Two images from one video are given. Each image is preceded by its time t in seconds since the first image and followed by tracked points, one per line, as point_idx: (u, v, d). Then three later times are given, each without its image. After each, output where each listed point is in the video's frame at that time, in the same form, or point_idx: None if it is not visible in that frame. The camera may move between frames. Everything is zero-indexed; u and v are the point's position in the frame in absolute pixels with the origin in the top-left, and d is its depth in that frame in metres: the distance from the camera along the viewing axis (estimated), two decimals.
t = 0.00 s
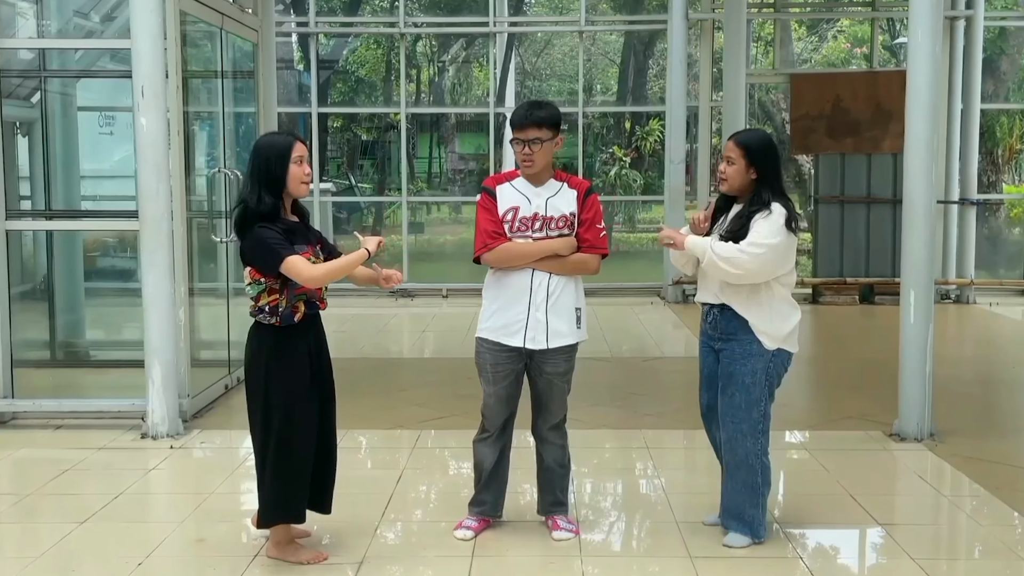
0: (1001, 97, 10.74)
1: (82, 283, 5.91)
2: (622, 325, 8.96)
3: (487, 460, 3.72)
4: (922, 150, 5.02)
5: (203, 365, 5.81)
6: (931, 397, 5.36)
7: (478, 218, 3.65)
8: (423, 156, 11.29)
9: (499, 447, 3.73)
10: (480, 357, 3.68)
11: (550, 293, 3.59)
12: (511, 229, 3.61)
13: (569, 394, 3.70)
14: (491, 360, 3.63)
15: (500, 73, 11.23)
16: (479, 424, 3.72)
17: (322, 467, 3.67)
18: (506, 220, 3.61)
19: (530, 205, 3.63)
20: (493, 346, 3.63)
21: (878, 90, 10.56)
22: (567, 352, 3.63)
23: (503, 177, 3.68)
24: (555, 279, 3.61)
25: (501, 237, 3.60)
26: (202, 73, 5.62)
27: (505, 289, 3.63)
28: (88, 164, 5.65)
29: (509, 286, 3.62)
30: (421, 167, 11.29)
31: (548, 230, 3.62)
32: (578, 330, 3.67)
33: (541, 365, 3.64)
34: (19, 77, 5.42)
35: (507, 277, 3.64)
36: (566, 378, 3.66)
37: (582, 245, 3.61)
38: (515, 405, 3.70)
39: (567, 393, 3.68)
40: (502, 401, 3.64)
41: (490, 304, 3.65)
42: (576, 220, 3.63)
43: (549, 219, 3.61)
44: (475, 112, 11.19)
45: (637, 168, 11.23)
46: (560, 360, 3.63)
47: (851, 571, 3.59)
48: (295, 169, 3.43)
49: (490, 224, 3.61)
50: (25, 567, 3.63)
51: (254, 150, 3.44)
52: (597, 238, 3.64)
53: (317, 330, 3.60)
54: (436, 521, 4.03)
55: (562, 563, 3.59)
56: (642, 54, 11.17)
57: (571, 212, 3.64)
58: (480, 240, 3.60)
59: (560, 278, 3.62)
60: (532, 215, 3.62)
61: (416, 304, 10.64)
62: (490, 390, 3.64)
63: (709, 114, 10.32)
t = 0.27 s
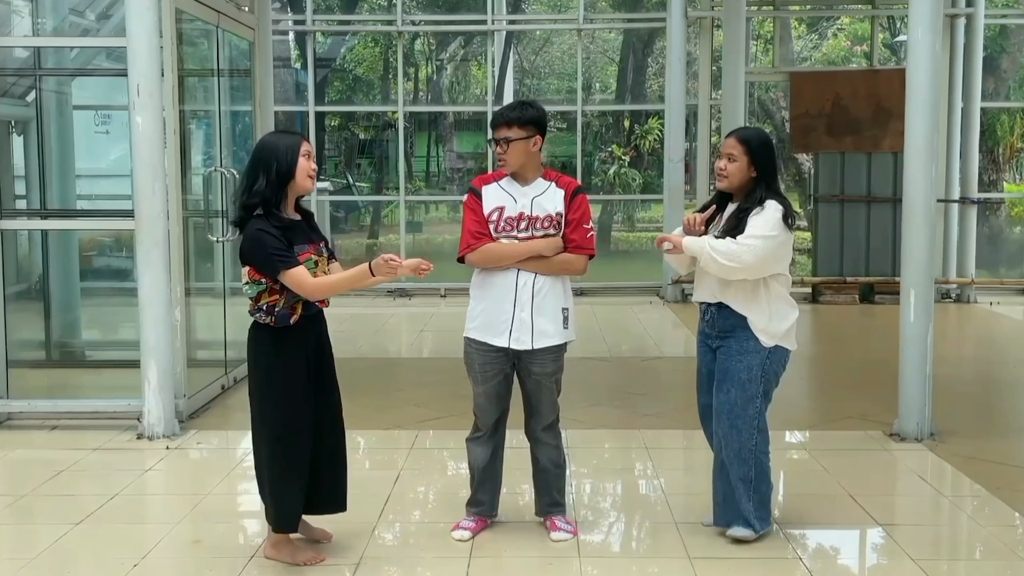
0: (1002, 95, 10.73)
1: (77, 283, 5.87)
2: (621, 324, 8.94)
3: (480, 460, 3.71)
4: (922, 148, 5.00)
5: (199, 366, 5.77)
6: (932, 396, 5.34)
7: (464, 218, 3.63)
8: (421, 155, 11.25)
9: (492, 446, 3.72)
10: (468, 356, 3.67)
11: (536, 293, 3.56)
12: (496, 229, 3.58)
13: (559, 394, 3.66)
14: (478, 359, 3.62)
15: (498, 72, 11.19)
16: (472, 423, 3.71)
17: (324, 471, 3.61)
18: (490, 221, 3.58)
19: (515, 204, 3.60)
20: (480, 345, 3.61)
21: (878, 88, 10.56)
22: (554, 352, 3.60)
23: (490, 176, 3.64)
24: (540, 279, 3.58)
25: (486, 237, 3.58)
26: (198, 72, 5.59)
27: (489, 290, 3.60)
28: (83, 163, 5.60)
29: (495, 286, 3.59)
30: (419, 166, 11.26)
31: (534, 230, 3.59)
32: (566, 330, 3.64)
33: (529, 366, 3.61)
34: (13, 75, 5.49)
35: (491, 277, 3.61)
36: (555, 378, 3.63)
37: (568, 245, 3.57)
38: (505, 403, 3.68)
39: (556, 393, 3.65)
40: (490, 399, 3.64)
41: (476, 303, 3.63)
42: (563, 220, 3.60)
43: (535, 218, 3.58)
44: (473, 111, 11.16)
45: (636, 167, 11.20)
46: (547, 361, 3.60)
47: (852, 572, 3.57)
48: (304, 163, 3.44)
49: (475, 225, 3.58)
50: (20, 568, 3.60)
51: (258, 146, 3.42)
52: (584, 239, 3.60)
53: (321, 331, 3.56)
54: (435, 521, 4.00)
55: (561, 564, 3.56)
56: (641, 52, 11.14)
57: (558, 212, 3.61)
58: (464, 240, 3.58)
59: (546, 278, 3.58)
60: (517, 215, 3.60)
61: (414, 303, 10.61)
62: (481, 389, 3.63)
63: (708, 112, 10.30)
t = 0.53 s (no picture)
0: (1003, 93, 10.71)
1: (72, 282, 5.83)
2: (621, 323, 8.90)
3: (474, 460, 3.68)
4: (923, 146, 4.97)
5: (196, 365, 5.73)
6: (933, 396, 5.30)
7: (452, 219, 3.60)
8: (419, 154, 11.21)
9: (486, 447, 3.69)
10: (458, 357, 3.64)
11: (524, 293, 3.53)
12: (484, 230, 3.56)
13: (549, 394, 3.62)
14: (469, 360, 3.59)
15: (497, 70, 11.16)
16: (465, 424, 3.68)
17: (329, 469, 3.58)
18: (479, 221, 3.56)
19: (504, 204, 3.57)
20: (470, 346, 3.59)
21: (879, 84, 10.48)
22: (544, 353, 3.56)
23: (479, 177, 3.62)
24: (528, 279, 3.54)
25: (474, 238, 3.55)
26: (194, 70, 5.55)
27: (478, 290, 3.57)
28: (79, 162, 5.55)
29: (483, 286, 3.56)
30: (417, 164, 11.22)
31: (522, 230, 3.55)
32: (556, 331, 3.60)
33: (518, 367, 3.57)
34: (8, 73, 5.52)
35: (481, 277, 3.57)
36: (545, 379, 3.59)
37: (556, 245, 3.53)
38: (498, 403, 3.65)
39: (546, 393, 3.61)
40: (481, 398, 3.61)
41: (466, 304, 3.60)
42: (551, 219, 3.56)
43: (523, 218, 3.54)
44: (471, 108, 11.13)
45: (635, 165, 11.17)
46: (537, 361, 3.56)
47: (853, 573, 3.53)
48: (315, 160, 3.42)
49: (463, 226, 3.56)
50: (13, 570, 3.57)
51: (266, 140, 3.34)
52: (573, 239, 3.56)
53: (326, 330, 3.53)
54: (433, 522, 3.97)
55: (559, 565, 3.52)
56: (640, 49, 11.10)
57: (546, 211, 3.57)
58: (451, 241, 3.56)
59: (534, 278, 3.54)
60: (505, 215, 3.56)
61: (412, 303, 10.57)
62: (472, 388, 3.61)
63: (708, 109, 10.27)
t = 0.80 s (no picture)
0: (1005, 89, 10.70)
1: (69, 281, 5.83)
2: (620, 322, 8.88)
3: (471, 460, 3.65)
4: (924, 143, 4.94)
5: (193, 365, 5.70)
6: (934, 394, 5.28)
7: (445, 215, 3.57)
8: (418, 152, 11.18)
9: (482, 446, 3.66)
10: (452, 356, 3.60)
11: (516, 292, 3.51)
12: (478, 227, 3.53)
13: (544, 393, 3.58)
14: (463, 359, 3.55)
15: (496, 67, 11.13)
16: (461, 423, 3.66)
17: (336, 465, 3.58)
18: (473, 218, 3.53)
19: (498, 202, 3.55)
20: (465, 345, 3.55)
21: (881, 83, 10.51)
22: (537, 351, 3.53)
23: (473, 175, 3.60)
24: (521, 277, 3.52)
25: (468, 234, 3.52)
26: (192, 67, 5.52)
27: (472, 286, 3.55)
28: (75, 160, 5.56)
29: (477, 282, 3.54)
30: (416, 163, 11.19)
31: (516, 228, 3.53)
32: (549, 330, 3.57)
33: (513, 365, 3.54)
34: (5, 71, 5.49)
35: (475, 273, 3.55)
36: (539, 378, 3.55)
37: (549, 242, 3.50)
38: (493, 401, 3.63)
39: (541, 393, 3.57)
40: (476, 397, 3.59)
41: (458, 302, 3.57)
42: (544, 216, 3.53)
43: (516, 216, 3.52)
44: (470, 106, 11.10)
45: (635, 163, 11.14)
46: (530, 360, 3.52)
47: (854, 572, 3.51)
48: (315, 163, 3.39)
49: (456, 221, 3.52)
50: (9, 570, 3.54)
51: (265, 144, 3.31)
52: (565, 236, 3.51)
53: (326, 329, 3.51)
54: (432, 522, 3.94)
55: (559, 564, 3.50)
56: (640, 46, 11.07)
57: (539, 209, 3.55)
58: (445, 236, 3.53)
59: (526, 276, 3.52)
60: (499, 213, 3.55)
61: (411, 302, 10.54)
62: (466, 387, 3.57)
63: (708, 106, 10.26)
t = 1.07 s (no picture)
0: (1008, 86, 10.70)
1: (65, 280, 5.83)
2: (620, 321, 8.85)
3: (469, 461, 3.62)
4: (926, 140, 4.91)
5: (191, 363, 5.67)
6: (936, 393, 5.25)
7: (438, 216, 3.51)
8: (418, 149, 11.15)
9: (480, 446, 3.63)
10: (449, 356, 3.57)
11: (514, 286, 3.48)
12: (473, 225, 3.48)
13: (542, 390, 3.57)
14: (461, 359, 3.52)
15: (495, 64, 11.09)
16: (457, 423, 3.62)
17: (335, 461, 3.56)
18: (467, 217, 3.48)
19: (490, 200, 3.51)
20: (461, 344, 3.52)
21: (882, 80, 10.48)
22: (535, 347, 3.52)
23: (461, 172, 3.54)
24: (518, 272, 3.50)
25: (463, 234, 3.47)
26: (190, 64, 5.48)
27: (470, 283, 3.51)
28: (72, 158, 5.55)
29: (476, 279, 3.50)
30: (416, 160, 11.16)
31: (510, 224, 3.51)
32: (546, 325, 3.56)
33: (511, 363, 3.52)
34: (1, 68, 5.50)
35: (472, 271, 3.51)
36: (538, 376, 3.54)
37: (543, 235, 3.49)
38: (490, 401, 3.60)
39: (539, 390, 3.55)
40: (473, 397, 3.55)
41: (455, 300, 3.54)
42: (535, 211, 3.53)
43: (510, 213, 3.50)
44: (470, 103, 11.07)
45: (635, 160, 11.11)
46: (529, 357, 3.51)
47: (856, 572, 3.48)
48: (309, 167, 3.35)
49: (450, 221, 3.48)
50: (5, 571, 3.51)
51: (262, 143, 3.31)
52: (558, 228, 3.52)
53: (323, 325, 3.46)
54: (431, 522, 3.91)
55: (559, 564, 3.47)
56: (641, 43, 11.03)
57: (531, 205, 3.55)
58: (441, 238, 3.48)
59: (523, 271, 3.50)
60: (493, 211, 3.51)
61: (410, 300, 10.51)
62: (464, 387, 3.54)
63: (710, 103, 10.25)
